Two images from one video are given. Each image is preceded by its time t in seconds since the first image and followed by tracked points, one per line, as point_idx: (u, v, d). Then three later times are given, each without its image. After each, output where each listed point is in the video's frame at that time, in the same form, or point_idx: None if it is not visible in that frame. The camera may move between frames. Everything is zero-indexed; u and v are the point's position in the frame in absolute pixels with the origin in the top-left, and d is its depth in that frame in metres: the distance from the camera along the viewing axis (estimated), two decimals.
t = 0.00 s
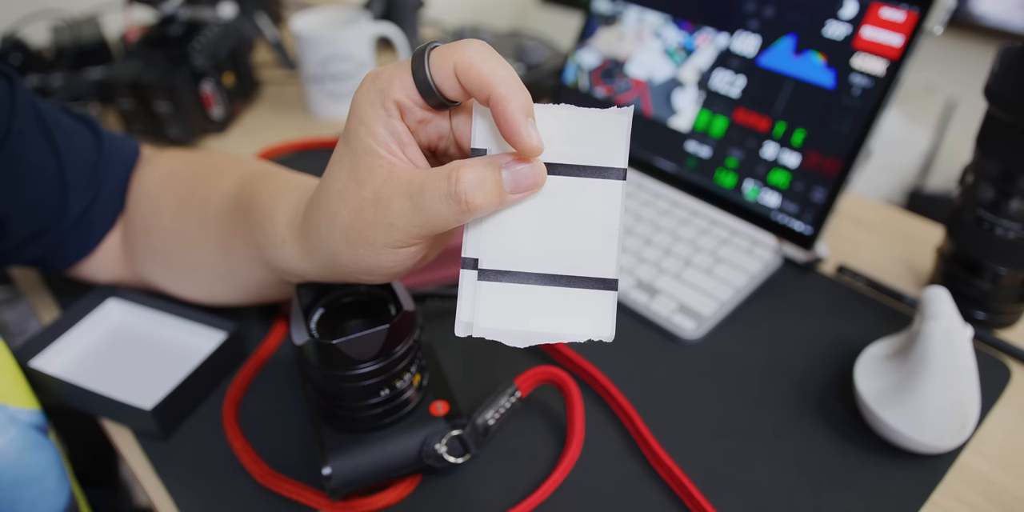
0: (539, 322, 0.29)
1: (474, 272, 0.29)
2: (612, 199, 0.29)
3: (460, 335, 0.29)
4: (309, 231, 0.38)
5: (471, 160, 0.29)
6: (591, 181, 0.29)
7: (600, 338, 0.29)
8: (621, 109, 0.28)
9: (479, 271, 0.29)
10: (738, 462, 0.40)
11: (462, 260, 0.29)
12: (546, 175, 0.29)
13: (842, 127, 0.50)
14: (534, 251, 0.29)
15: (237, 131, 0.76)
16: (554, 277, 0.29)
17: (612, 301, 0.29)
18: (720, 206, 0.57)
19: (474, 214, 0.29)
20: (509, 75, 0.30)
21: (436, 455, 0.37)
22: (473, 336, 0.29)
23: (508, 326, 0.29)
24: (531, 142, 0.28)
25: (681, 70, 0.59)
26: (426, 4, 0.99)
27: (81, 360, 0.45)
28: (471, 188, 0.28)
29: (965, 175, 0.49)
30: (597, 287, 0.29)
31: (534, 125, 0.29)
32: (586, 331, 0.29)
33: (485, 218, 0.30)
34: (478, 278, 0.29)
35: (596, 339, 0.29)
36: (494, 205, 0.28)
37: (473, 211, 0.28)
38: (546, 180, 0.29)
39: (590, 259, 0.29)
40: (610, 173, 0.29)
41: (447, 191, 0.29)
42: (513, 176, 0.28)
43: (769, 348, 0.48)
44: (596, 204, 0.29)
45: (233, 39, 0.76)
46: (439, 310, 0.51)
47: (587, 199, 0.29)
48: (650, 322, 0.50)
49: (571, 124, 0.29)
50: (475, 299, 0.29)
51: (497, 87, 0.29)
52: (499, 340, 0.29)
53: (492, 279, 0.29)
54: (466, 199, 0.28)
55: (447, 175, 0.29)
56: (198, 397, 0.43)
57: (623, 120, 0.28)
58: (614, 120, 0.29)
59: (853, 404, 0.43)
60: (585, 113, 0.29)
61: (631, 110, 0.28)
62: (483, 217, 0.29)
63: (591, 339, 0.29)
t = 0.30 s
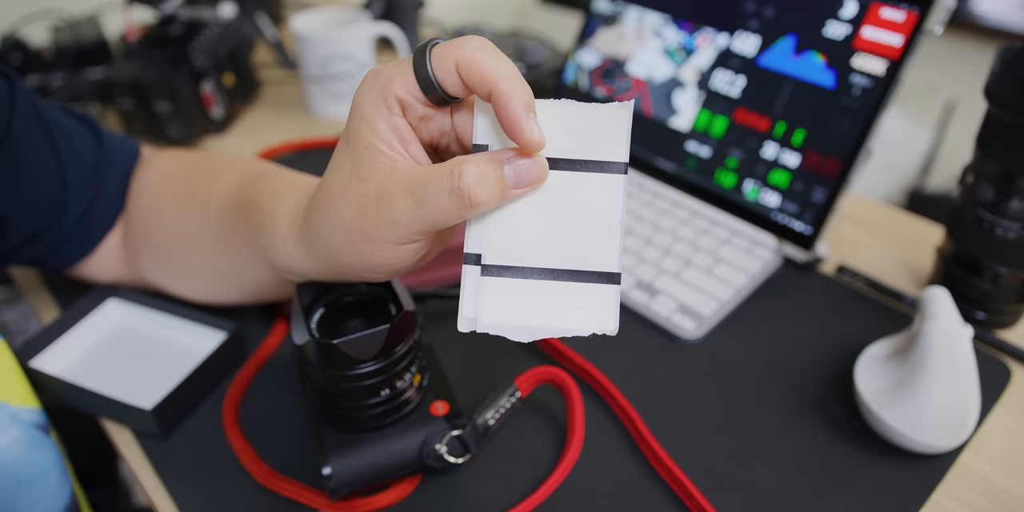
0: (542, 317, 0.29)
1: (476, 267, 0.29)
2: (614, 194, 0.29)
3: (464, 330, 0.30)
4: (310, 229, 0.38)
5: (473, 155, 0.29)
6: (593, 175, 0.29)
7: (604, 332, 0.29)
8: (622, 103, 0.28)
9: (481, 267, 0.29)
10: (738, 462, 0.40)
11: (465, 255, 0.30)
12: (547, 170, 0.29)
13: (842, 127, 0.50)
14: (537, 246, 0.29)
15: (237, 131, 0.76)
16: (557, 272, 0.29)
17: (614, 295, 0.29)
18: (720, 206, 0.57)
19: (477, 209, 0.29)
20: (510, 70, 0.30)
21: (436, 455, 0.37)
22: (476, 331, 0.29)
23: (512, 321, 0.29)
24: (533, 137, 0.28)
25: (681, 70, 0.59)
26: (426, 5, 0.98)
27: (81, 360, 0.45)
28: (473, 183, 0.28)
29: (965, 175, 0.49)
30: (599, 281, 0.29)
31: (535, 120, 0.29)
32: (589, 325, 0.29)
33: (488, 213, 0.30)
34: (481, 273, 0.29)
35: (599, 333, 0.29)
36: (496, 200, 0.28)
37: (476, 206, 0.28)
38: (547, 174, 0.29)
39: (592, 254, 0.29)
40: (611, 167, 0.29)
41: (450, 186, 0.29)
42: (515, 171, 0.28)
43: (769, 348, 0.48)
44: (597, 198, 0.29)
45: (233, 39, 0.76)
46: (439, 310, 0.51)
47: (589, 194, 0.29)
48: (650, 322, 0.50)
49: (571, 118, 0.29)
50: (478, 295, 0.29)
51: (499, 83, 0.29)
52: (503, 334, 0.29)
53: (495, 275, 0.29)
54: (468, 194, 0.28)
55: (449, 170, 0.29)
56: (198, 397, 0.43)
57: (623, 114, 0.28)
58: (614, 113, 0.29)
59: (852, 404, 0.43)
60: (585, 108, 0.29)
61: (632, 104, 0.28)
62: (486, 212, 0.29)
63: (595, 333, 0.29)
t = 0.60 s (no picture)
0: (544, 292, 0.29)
1: (478, 244, 0.29)
2: (612, 168, 0.29)
3: (466, 308, 0.29)
4: (309, 211, 0.39)
5: (473, 131, 0.29)
6: (590, 149, 0.29)
7: (606, 306, 0.29)
8: (619, 78, 0.28)
9: (483, 244, 0.29)
10: (738, 461, 0.40)
11: (466, 233, 0.29)
12: (547, 145, 0.29)
13: (842, 126, 0.50)
14: (537, 221, 0.29)
15: (237, 131, 0.76)
16: (557, 247, 0.29)
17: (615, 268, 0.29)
18: (721, 206, 0.57)
19: (477, 185, 0.29)
20: (508, 45, 0.30)
21: (436, 455, 0.37)
22: (479, 308, 0.29)
23: (513, 297, 0.29)
24: (532, 111, 0.28)
25: (681, 70, 0.59)
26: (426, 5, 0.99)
27: (81, 360, 0.45)
28: (473, 158, 0.28)
29: (965, 175, 0.49)
30: (600, 255, 0.29)
31: (534, 95, 0.29)
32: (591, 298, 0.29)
33: (488, 189, 0.30)
34: (483, 250, 0.29)
35: (601, 307, 0.29)
36: (497, 175, 0.29)
37: (476, 181, 0.29)
38: (547, 149, 0.29)
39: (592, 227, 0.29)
40: (607, 141, 0.29)
41: (450, 161, 0.29)
42: (515, 146, 0.28)
43: (769, 348, 0.48)
44: (594, 172, 0.29)
45: (233, 39, 0.76)
46: (439, 310, 0.51)
47: (588, 168, 0.29)
48: (650, 322, 0.50)
49: (569, 93, 0.29)
50: (480, 271, 0.29)
51: (496, 58, 0.30)
52: (505, 311, 0.29)
53: (497, 251, 0.29)
54: (468, 169, 0.28)
55: (450, 146, 0.29)
56: (198, 397, 0.43)
57: (620, 89, 0.28)
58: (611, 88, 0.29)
59: (853, 404, 0.43)
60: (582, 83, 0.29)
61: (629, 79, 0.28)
62: (486, 188, 0.29)
63: (598, 307, 0.29)
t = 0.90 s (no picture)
0: (559, 274, 0.29)
1: (491, 229, 0.29)
2: (620, 151, 0.29)
3: (482, 292, 0.29)
4: (320, 203, 0.39)
5: (485, 118, 0.29)
6: (598, 132, 0.29)
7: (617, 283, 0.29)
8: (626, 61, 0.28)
9: (497, 228, 0.29)
10: (738, 461, 0.40)
11: (479, 218, 0.29)
12: (557, 130, 0.29)
13: (842, 126, 0.50)
14: (549, 204, 0.29)
15: (237, 131, 0.76)
16: (570, 229, 0.29)
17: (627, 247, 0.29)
18: (720, 206, 0.57)
19: (491, 169, 0.29)
20: (517, 32, 0.31)
21: (436, 455, 0.37)
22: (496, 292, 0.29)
23: (529, 280, 0.29)
24: (543, 97, 0.28)
25: (681, 70, 0.59)
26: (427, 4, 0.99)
27: (81, 361, 0.45)
28: (488, 144, 0.28)
29: (965, 175, 0.49)
30: (612, 236, 0.29)
31: (545, 81, 0.28)
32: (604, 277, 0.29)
33: (499, 174, 0.29)
34: (497, 234, 0.29)
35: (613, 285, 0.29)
36: (510, 160, 0.28)
37: (490, 166, 0.29)
38: (557, 135, 0.29)
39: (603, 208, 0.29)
40: (615, 124, 0.29)
41: (464, 147, 0.29)
42: (526, 131, 0.28)
43: (769, 348, 0.48)
44: (604, 153, 0.29)
45: (233, 39, 0.76)
46: (439, 310, 0.51)
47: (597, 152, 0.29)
48: (650, 322, 0.50)
49: (576, 78, 0.29)
50: (495, 255, 0.29)
51: (508, 46, 0.30)
52: (521, 293, 0.29)
53: (511, 235, 0.29)
54: (483, 154, 0.28)
55: (463, 132, 0.29)
56: (198, 396, 0.43)
57: (627, 72, 0.28)
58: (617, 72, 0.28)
59: (852, 404, 0.43)
60: (589, 68, 0.29)
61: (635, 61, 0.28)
62: (498, 173, 0.29)
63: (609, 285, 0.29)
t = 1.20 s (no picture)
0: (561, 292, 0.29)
1: (494, 247, 0.29)
2: (622, 169, 0.29)
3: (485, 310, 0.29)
4: (324, 216, 0.39)
5: (488, 139, 0.29)
6: (600, 151, 0.29)
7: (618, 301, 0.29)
8: (627, 80, 0.28)
9: (499, 246, 0.29)
10: (738, 461, 0.40)
11: (481, 236, 0.29)
12: (559, 149, 0.29)
13: (843, 126, 0.50)
14: (551, 222, 0.29)
15: (237, 131, 0.76)
16: (572, 247, 0.29)
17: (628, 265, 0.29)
18: (720, 206, 0.57)
19: (494, 191, 0.29)
20: (519, 52, 0.30)
21: (436, 455, 0.37)
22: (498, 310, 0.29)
23: (531, 297, 0.29)
24: (545, 117, 0.28)
25: (681, 70, 0.59)
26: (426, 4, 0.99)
27: (81, 361, 0.45)
28: (490, 165, 0.28)
29: (965, 175, 0.49)
30: (613, 254, 0.29)
31: (546, 100, 0.28)
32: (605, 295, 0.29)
33: (502, 195, 0.29)
34: (499, 252, 0.29)
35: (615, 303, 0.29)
36: (512, 182, 0.28)
37: (493, 188, 0.28)
38: (559, 153, 0.29)
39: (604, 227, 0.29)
40: (617, 143, 0.29)
41: (467, 169, 0.29)
42: (529, 151, 0.28)
43: (769, 348, 0.48)
44: (606, 172, 0.29)
45: (233, 39, 0.76)
46: (439, 310, 0.51)
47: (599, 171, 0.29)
48: (650, 322, 0.50)
49: (578, 98, 0.29)
50: (497, 273, 0.29)
51: (509, 66, 0.29)
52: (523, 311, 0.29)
53: (513, 253, 0.29)
54: (485, 176, 0.28)
55: (466, 154, 0.29)
56: (198, 396, 0.43)
57: (629, 91, 0.28)
58: (620, 92, 0.29)
59: (852, 404, 0.43)
60: (591, 87, 0.29)
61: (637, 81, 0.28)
62: (500, 194, 0.29)
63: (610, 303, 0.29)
